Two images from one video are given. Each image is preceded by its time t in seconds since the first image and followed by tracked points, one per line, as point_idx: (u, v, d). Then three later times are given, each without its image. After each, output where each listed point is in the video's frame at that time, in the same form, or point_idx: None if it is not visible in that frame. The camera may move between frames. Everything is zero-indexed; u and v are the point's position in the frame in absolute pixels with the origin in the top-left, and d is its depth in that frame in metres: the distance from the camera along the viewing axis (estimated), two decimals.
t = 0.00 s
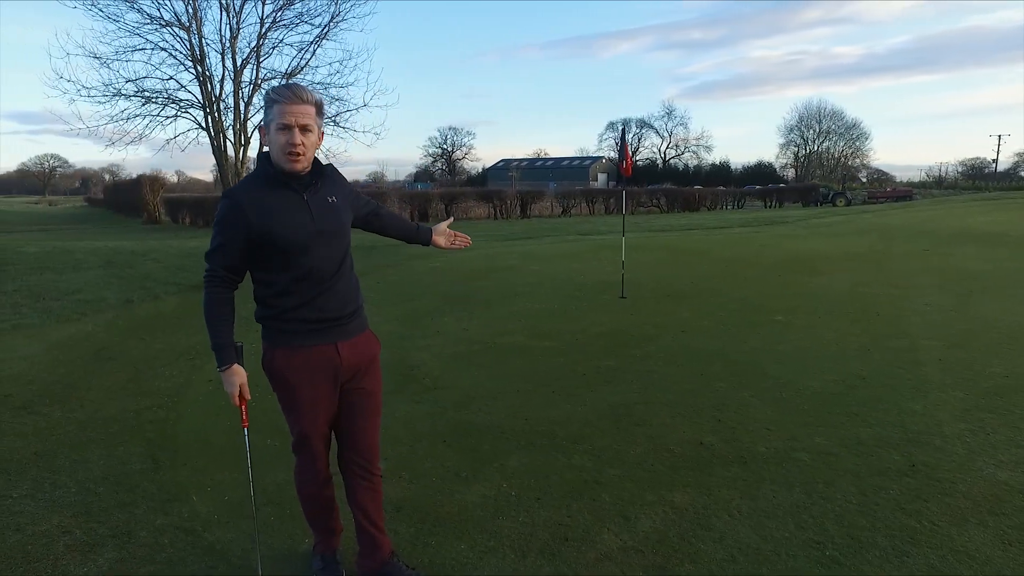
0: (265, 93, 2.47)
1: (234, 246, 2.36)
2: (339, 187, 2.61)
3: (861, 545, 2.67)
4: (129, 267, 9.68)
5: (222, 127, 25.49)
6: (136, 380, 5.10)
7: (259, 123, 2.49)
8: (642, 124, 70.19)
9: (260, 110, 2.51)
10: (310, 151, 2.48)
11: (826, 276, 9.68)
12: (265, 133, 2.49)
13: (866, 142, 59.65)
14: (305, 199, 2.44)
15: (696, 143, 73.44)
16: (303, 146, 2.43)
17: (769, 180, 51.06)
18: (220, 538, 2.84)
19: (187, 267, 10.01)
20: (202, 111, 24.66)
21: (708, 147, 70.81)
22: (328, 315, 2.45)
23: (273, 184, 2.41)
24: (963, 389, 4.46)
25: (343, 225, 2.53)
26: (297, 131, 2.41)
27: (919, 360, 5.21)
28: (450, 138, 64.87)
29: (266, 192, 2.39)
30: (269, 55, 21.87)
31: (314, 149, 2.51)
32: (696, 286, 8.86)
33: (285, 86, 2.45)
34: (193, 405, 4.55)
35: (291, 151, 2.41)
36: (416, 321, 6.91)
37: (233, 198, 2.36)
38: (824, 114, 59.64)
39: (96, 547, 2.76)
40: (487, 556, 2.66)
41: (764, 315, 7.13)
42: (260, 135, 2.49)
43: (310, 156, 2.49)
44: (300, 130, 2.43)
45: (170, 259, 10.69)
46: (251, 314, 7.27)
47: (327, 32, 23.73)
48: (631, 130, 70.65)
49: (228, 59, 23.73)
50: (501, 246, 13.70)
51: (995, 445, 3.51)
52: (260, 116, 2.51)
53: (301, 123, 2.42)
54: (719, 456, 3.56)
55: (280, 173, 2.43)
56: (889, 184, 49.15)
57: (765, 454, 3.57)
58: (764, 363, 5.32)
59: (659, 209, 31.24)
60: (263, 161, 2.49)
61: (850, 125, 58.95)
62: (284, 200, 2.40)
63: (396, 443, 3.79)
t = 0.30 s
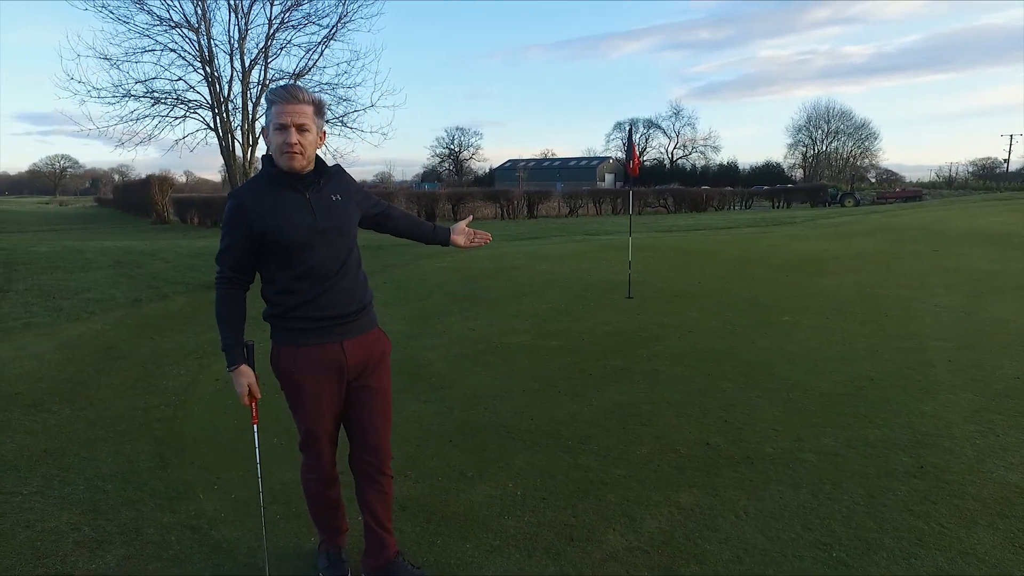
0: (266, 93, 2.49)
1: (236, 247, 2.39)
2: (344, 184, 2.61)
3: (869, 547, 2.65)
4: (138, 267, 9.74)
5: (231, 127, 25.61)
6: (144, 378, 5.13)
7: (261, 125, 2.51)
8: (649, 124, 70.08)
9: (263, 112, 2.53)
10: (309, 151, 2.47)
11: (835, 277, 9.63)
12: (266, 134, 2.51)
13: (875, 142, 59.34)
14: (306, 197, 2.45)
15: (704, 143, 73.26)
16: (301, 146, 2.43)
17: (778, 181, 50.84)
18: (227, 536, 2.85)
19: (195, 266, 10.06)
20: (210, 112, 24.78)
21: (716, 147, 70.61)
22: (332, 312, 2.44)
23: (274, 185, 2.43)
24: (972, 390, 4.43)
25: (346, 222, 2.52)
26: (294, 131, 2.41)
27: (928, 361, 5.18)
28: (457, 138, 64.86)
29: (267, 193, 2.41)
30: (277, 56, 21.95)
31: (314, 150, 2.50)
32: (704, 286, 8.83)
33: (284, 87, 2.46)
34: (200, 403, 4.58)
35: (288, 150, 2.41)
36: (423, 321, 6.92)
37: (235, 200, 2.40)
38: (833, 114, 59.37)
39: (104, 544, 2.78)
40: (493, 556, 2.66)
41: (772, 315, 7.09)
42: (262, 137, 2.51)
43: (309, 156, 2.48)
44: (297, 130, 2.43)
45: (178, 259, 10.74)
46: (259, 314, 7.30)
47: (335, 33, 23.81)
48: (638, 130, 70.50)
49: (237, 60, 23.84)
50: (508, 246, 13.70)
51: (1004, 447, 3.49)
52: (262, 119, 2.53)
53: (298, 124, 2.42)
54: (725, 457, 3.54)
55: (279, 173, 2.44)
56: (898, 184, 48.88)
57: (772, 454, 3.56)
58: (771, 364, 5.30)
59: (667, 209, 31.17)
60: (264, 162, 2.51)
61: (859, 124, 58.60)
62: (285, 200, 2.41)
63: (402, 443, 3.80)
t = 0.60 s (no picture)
0: (278, 95, 2.52)
1: (251, 247, 2.42)
2: (360, 187, 2.61)
3: (873, 548, 2.64)
4: (145, 267, 9.79)
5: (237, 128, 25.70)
6: (150, 377, 5.15)
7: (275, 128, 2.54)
8: (655, 124, 70.01)
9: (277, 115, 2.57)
10: (320, 150, 2.48)
11: (841, 277, 9.60)
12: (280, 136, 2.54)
13: (882, 143, 59.14)
14: (321, 199, 2.46)
15: (710, 144, 73.10)
16: (311, 146, 2.44)
17: (785, 181, 50.68)
18: (231, 535, 2.86)
19: (201, 266, 10.09)
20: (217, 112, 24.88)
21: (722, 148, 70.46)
22: (342, 314, 2.45)
23: (290, 186, 2.45)
24: (978, 392, 4.41)
25: (360, 225, 2.53)
26: (304, 131, 2.43)
27: (935, 362, 5.16)
28: (463, 138, 64.87)
29: (282, 194, 2.44)
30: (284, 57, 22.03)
31: (326, 149, 2.51)
32: (709, 286, 8.83)
33: (293, 87, 2.48)
34: (206, 402, 4.59)
35: (299, 151, 2.43)
36: (428, 321, 6.94)
37: (251, 201, 2.43)
38: (840, 114, 59.16)
39: (109, 542, 2.79)
40: (496, 555, 2.67)
41: (777, 316, 7.08)
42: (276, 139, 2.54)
43: (321, 156, 2.49)
44: (307, 130, 2.44)
45: (185, 259, 10.78)
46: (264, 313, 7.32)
47: (341, 34, 23.88)
48: (644, 130, 70.40)
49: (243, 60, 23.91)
50: (514, 246, 13.73)
51: (1010, 449, 3.47)
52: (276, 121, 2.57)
53: (307, 123, 2.44)
54: (729, 458, 3.54)
55: (292, 174, 2.47)
56: (905, 185, 48.65)
57: (776, 455, 3.55)
58: (775, 364, 5.29)
59: (673, 209, 31.12)
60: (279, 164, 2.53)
61: (867, 124, 58.35)
62: (299, 201, 2.43)
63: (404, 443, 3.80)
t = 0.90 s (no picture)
0: (323, 93, 2.50)
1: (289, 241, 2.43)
2: (404, 193, 2.60)
3: (873, 549, 2.64)
4: (149, 266, 9.84)
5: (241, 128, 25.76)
6: (154, 376, 5.18)
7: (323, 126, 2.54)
8: (659, 124, 69.91)
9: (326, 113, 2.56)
10: (363, 150, 2.45)
11: (845, 278, 9.57)
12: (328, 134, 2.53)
13: (887, 142, 58.91)
14: (362, 202, 2.46)
15: (714, 144, 72.95)
16: (353, 146, 2.42)
17: (789, 181, 50.62)
18: (232, 533, 2.87)
19: (204, 266, 10.11)
20: (221, 112, 24.94)
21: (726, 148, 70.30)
22: (371, 321, 2.45)
23: (332, 186, 2.45)
24: (981, 392, 4.40)
25: (399, 234, 2.51)
26: (346, 130, 2.41)
27: (938, 363, 5.15)
28: (466, 138, 64.96)
29: (324, 193, 2.44)
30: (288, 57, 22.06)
31: (370, 149, 2.48)
32: (712, 286, 8.81)
33: (338, 85, 2.46)
34: (208, 401, 4.61)
35: (341, 151, 2.41)
36: (431, 320, 6.95)
37: (293, 196, 2.44)
38: (845, 114, 58.97)
39: (111, 539, 2.81)
40: (496, 555, 2.67)
41: (780, 316, 7.07)
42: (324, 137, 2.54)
43: (365, 156, 2.47)
44: (350, 129, 2.42)
45: (188, 258, 10.81)
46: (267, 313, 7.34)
47: (345, 34, 23.92)
48: (648, 130, 70.36)
49: (248, 61, 23.97)
50: (517, 245, 13.74)
51: (1012, 449, 3.47)
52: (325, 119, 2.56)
53: (351, 123, 2.41)
54: (730, 458, 3.54)
55: (337, 174, 2.46)
56: (910, 185, 48.44)
57: (777, 455, 3.55)
58: (777, 364, 5.29)
59: (677, 209, 31.06)
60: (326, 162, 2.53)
61: (872, 124, 58.15)
62: (340, 203, 2.43)
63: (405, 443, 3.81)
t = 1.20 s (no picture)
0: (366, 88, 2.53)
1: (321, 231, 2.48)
2: (445, 197, 2.57)
3: (864, 546, 2.66)
4: (151, 266, 9.89)
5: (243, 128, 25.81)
6: (154, 375, 5.21)
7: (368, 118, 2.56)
8: (660, 124, 69.90)
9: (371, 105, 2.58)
10: (403, 145, 2.47)
11: (844, 278, 9.58)
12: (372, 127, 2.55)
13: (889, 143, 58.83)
14: (397, 200, 2.46)
15: (716, 144, 72.92)
16: (393, 142, 2.44)
17: (792, 180, 50.65)
18: (230, 529, 2.90)
19: (205, 266, 10.15)
20: (223, 113, 25.00)
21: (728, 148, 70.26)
22: (390, 321, 2.44)
23: (369, 182, 2.47)
24: (976, 391, 4.42)
25: (431, 236, 2.49)
26: (384, 125, 2.44)
27: (935, 362, 5.16)
28: (468, 138, 65.02)
29: (361, 187, 2.46)
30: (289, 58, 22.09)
31: (410, 144, 2.49)
32: (712, 286, 8.83)
33: (378, 80, 2.48)
34: (208, 400, 4.65)
35: (381, 147, 2.44)
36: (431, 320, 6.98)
37: (332, 188, 2.48)
38: (846, 114, 58.92)
39: (111, 534, 2.85)
40: (490, 551, 2.70)
41: (779, 316, 7.10)
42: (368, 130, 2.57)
43: (404, 151, 2.48)
44: (390, 125, 2.44)
45: (189, 258, 10.86)
46: (267, 313, 7.37)
47: (346, 34, 23.97)
48: (650, 131, 70.32)
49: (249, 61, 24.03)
50: (517, 246, 13.77)
51: (1005, 447, 3.49)
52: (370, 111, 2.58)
53: (390, 117, 2.43)
54: (724, 456, 3.57)
55: (378, 170, 2.50)
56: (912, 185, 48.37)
57: (771, 454, 3.58)
58: (775, 364, 5.31)
59: (677, 210, 31.06)
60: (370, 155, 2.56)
61: (873, 125, 58.10)
62: (375, 200, 2.45)
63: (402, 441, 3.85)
